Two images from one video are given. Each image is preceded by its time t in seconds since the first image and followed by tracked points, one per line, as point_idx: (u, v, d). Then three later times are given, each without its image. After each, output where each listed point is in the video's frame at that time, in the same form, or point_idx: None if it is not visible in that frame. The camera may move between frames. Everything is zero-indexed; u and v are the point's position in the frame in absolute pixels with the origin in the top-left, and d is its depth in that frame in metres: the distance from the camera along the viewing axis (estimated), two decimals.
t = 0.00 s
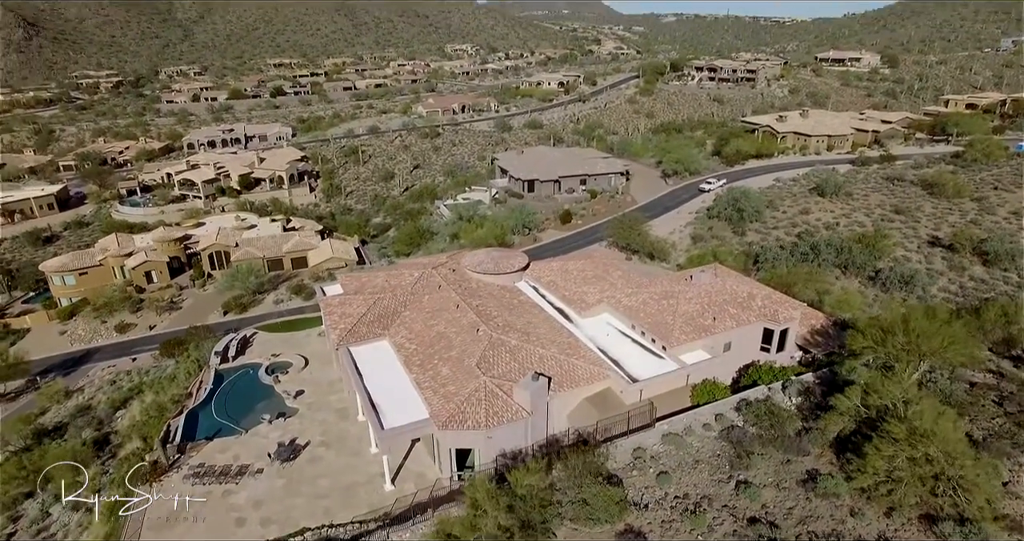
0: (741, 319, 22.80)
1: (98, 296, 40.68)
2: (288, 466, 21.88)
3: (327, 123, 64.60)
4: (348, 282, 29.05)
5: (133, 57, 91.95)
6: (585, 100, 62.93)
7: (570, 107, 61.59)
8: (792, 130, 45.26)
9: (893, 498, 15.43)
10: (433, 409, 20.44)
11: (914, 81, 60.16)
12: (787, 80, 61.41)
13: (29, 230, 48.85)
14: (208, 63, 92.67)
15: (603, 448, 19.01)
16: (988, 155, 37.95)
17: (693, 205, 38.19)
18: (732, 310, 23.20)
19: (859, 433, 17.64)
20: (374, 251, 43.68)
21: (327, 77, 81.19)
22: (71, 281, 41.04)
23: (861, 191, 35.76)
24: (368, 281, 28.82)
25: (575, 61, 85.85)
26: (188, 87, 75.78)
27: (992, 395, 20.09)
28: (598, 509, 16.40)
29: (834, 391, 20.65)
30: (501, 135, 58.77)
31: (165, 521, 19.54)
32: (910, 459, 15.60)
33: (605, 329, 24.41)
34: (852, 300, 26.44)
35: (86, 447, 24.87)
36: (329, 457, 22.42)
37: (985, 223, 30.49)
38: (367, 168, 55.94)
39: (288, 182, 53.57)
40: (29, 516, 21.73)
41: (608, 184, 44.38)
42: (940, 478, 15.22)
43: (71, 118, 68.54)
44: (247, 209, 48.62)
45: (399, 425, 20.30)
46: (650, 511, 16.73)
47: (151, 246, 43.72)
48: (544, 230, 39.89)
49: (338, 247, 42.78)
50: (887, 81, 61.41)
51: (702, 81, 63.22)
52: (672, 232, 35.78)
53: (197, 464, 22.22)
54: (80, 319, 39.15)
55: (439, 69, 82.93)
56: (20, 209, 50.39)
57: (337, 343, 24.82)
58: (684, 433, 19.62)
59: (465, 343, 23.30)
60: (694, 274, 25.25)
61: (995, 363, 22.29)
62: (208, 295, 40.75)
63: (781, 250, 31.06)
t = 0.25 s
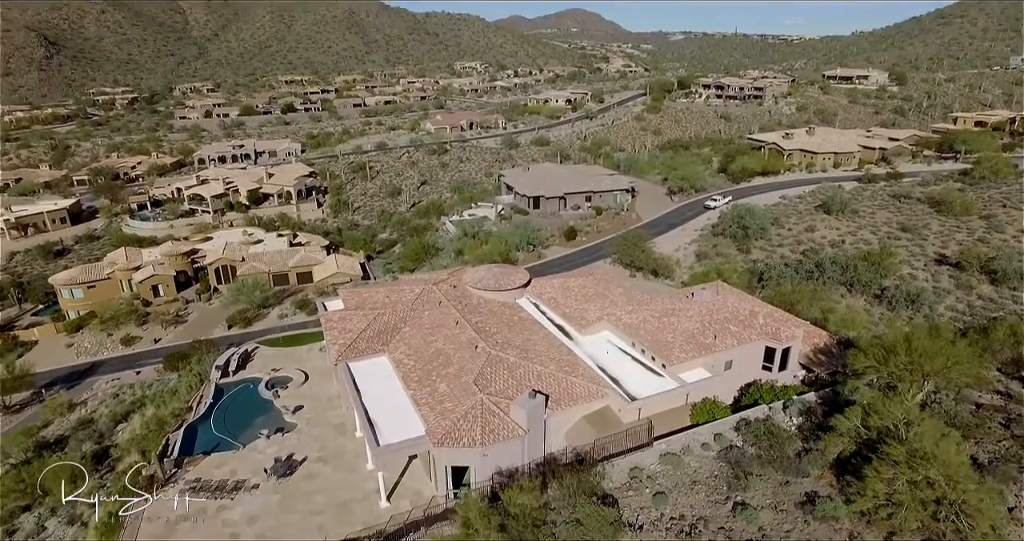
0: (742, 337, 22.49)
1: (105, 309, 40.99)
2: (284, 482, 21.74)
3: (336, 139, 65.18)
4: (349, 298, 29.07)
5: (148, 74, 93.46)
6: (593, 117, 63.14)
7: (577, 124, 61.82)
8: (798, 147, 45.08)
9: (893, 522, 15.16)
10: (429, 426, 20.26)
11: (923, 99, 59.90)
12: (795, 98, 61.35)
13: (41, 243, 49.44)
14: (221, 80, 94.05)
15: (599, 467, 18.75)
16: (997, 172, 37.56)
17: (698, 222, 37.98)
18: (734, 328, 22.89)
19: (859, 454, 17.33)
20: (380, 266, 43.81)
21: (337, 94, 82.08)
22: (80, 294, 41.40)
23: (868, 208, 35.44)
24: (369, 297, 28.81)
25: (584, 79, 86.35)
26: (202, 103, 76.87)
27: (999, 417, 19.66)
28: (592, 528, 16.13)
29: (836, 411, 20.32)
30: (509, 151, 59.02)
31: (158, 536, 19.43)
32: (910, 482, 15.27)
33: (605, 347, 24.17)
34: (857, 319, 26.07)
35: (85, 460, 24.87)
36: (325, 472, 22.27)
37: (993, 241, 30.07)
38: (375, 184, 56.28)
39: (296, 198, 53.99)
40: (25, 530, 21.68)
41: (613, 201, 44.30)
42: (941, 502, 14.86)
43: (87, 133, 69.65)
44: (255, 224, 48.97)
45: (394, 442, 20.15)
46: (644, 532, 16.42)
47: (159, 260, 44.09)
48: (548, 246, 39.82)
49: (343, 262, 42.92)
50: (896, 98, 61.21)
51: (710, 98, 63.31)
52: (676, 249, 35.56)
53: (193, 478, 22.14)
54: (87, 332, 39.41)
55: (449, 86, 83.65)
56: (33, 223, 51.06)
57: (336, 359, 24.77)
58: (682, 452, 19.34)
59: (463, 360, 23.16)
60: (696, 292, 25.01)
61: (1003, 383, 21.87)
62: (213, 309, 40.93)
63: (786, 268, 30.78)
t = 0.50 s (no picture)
0: (743, 356, 22.18)
1: (112, 322, 41.25)
2: (279, 497, 21.59)
3: (345, 155, 65.70)
4: (349, 313, 29.05)
5: (163, 91, 94.87)
6: (600, 134, 63.26)
7: (584, 141, 61.96)
8: (805, 165, 44.86)
9: None
10: (425, 443, 20.07)
11: (932, 116, 59.57)
12: (802, 115, 61.20)
13: (52, 256, 49.98)
14: (234, 96, 95.35)
15: (595, 486, 18.51)
16: (1006, 190, 37.15)
17: (703, 239, 37.74)
18: (734, 346, 22.58)
19: (859, 476, 17.04)
20: (385, 281, 43.88)
21: (347, 110, 82.90)
22: (87, 307, 41.73)
23: (875, 225, 35.10)
24: (369, 312, 28.79)
25: (591, 96, 86.74)
26: (214, 119, 77.88)
27: (1006, 439, 19.22)
28: None
29: (838, 431, 20.00)
30: (515, 167, 59.18)
31: None
32: (911, 505, 14.91)
33: (604, 364, 23.92)
34: (862, 338, 25.69)
35: (83, 473, 24.85)
36: (322, 488, 22.12)
37: (1002, 259, 29.66)
38: (382, 199, 56.57)
39: (304, 213, 54.32)
40: None
41: (618, 217, 44.18)
42: (943, 527, 14.52)
43: (101, 148, 70.68)
44: (262, 239, 49.28)
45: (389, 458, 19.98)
46: None
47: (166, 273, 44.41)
48: (552, 262, 39.72)
49: (348, 277, 43.02)
50: (904, 115, 60.90)
51: (717, 115, 63.28)
52: (680, 266, 35.32)
53: (188, 493, 22.03)
54: (94, 344, 39.63)
55: (457, 103, 84.23)
56: (45, 236, 51.65)
57: (335, 374, 24.72)
58: (679, 472, 19.07)
59: (461, 377, 22.99)
60: (696, 310, 24.77)
61: (1011, 404, 21.43)
62: (218, 323, 41.08)
63: (790, 285, 30.48)
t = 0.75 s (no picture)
0: (744, 374, 21.86)
1: (118, 335, 41.47)
2: (274, 513, 21.38)
3: (353, 171, 66.16)
4: (350, 328, 29.01)
5: (176, 107, 96.20)
6: (606, 151, 63.30)
7: (591, 157, 62.05)
8: (811, 182, 44.61)
9: None
10: (420, 460, 19.89)
11: (941, 133, 59.19)
12: (809, 132, 60.98)
13: (62, 269, 50.46)
14: (245, 113, 96.46)
15: (591, 505, 18.33)
16: (1015, 207, 36.68)
17: (708, 256, 37.47)
18: (735, 364, 22.26)
19: (859, 497, 16.74)
20: (389, 297, 43.90)
21: (357, 127, 83.61)
22: (94, 320, 42.03)
23: (882, 242, 34.72)
24: (370, 328, 28.73)
25: (599, 113, 87.03)
26: (225, 135, 78.81)
27: (1014, 462, 18.77)
28: None
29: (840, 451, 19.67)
30: (522, 184, 59.28)
31: None
32: (912, 528, 14.50)
33: (604, 382, 23.68)
34: (867, 357, 25.31)
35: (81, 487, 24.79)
36: (317, 503, 21.93)
37: (1010, 276, 29.22)
38: (389, 215, 56.80)
39: (311, 228, 54.61)
40: None
41: (624, 234, 44.02)
42: None
43: (115, 163, 71.63)
44: (269, 254, 49.52)
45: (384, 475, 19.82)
46: None
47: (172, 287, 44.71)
48: (556, 278, 39.58)
49: (352, 292, 43.06)
50: (913, 132, 60.53)
51: (724, 132, 63.19)
52: (685, 283, 35.02)
53: (184, 507, 21.91)
54: (99, 357, 39.82)
55: (466, 120, 84.73)
56: (56, 250, 52.18)
57: (333, 389, 24.63)
58: (677, 492, 18.80)
59: (459, 393, 22.82)
60: (697, 327, 24.51)
61: (1020, 425, 20.97)
62: (223, 337, 41.20)
63: (795, 302, 30.16)
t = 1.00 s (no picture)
0: (746, 392, 21.53)
1: (125, 349, 41.65)
2: (269, 529, 21.19)
3: (362, 186, 66.57)
4: (351, 343, 28.97)
5: (190, 124, 97.50)
6: (614, 167, 63.29)
7: (598, 174, 62.04)
8: (818, 198, 44.30)
9: None
10: (416, 477, 19.69)
11: (951, 150, 58.66)
12: (818, 149, 60.70)
13: (73, 283, 50.92)
14: (257, 129, 97.55)
15: (587, 525, 18.23)
16: None
17: (713, 273, 37.17)
18: (737, 383, 21.93)
19: (861, 521, 16.34)
20: (395, 312, 43.90)
21: (367, 143, 84.25)
22: (102, 333, 42.28)
23: (889, 260, 34.33)
24: (371, 343, 28.67)
25: (608, 130, 87.16)
26: (237, 151, 79.67)
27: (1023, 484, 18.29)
28: None
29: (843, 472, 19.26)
30: (529, 200, 59.32)
31: None
32: None
33: (604, 399, 23.42)
34: (874, 376, 24.89)
35: (80, 501, 24.74)
36: (313, 520, 21.73)
37: (1021, 295, 28.76)
38: (396, 231, 57.00)
39: (318, 243, 54.88)
40: None
41: (629, 250, 43.81)
42: None
43: (128, 178, 72.48)
44: (277, 268, 49.76)
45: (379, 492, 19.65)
46: None
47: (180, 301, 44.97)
48: (561, 295, 39.40)
49: (358, 307, 43.11)
50: (922, 149, 60.07)
51: (732, 149, 63.01)
52: (690, 300, 34.70)
53: (180, 522, 21.78)
54: (106, 371, 39.99)
55: (474, 137, 85.16)
56: (67, 263, 52.70)
57: (332, 404, 24.55)
58: (675, 512, 18.53)
59: (457, 410, 22.65)
60: (699, 344, 24.23)
61: None
62: (228, 351, 41.29)
63: (801, 320, 29.82)
